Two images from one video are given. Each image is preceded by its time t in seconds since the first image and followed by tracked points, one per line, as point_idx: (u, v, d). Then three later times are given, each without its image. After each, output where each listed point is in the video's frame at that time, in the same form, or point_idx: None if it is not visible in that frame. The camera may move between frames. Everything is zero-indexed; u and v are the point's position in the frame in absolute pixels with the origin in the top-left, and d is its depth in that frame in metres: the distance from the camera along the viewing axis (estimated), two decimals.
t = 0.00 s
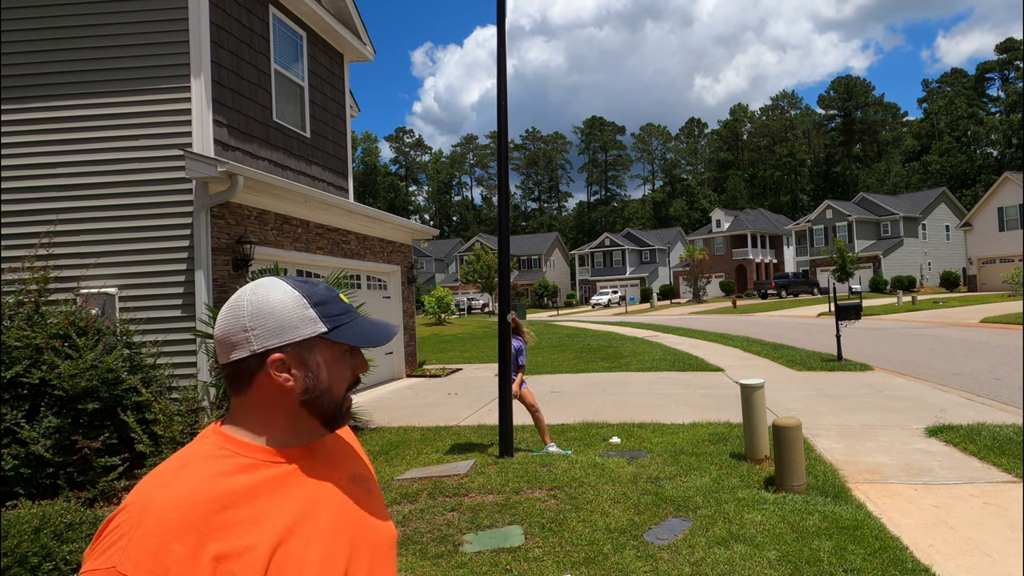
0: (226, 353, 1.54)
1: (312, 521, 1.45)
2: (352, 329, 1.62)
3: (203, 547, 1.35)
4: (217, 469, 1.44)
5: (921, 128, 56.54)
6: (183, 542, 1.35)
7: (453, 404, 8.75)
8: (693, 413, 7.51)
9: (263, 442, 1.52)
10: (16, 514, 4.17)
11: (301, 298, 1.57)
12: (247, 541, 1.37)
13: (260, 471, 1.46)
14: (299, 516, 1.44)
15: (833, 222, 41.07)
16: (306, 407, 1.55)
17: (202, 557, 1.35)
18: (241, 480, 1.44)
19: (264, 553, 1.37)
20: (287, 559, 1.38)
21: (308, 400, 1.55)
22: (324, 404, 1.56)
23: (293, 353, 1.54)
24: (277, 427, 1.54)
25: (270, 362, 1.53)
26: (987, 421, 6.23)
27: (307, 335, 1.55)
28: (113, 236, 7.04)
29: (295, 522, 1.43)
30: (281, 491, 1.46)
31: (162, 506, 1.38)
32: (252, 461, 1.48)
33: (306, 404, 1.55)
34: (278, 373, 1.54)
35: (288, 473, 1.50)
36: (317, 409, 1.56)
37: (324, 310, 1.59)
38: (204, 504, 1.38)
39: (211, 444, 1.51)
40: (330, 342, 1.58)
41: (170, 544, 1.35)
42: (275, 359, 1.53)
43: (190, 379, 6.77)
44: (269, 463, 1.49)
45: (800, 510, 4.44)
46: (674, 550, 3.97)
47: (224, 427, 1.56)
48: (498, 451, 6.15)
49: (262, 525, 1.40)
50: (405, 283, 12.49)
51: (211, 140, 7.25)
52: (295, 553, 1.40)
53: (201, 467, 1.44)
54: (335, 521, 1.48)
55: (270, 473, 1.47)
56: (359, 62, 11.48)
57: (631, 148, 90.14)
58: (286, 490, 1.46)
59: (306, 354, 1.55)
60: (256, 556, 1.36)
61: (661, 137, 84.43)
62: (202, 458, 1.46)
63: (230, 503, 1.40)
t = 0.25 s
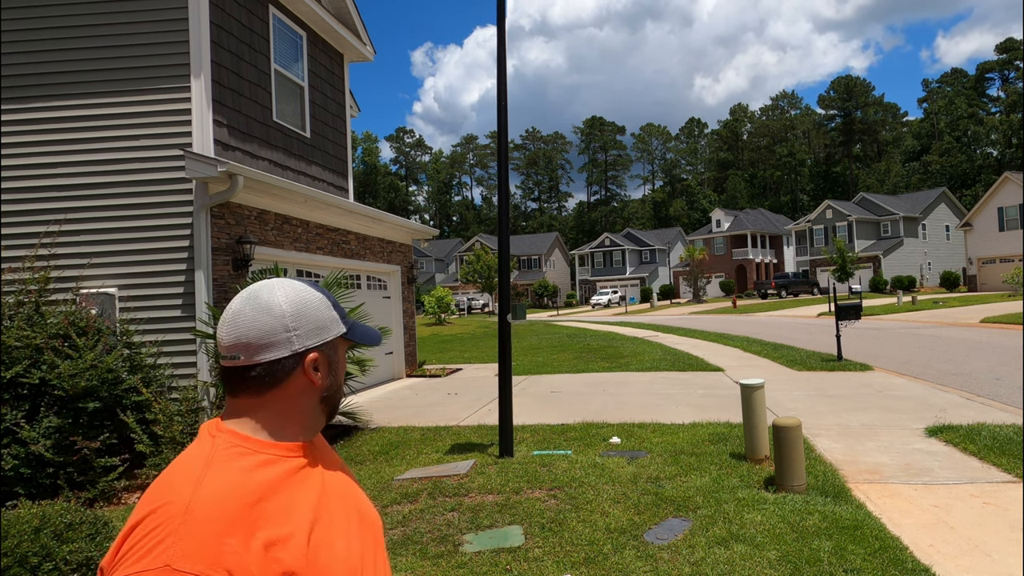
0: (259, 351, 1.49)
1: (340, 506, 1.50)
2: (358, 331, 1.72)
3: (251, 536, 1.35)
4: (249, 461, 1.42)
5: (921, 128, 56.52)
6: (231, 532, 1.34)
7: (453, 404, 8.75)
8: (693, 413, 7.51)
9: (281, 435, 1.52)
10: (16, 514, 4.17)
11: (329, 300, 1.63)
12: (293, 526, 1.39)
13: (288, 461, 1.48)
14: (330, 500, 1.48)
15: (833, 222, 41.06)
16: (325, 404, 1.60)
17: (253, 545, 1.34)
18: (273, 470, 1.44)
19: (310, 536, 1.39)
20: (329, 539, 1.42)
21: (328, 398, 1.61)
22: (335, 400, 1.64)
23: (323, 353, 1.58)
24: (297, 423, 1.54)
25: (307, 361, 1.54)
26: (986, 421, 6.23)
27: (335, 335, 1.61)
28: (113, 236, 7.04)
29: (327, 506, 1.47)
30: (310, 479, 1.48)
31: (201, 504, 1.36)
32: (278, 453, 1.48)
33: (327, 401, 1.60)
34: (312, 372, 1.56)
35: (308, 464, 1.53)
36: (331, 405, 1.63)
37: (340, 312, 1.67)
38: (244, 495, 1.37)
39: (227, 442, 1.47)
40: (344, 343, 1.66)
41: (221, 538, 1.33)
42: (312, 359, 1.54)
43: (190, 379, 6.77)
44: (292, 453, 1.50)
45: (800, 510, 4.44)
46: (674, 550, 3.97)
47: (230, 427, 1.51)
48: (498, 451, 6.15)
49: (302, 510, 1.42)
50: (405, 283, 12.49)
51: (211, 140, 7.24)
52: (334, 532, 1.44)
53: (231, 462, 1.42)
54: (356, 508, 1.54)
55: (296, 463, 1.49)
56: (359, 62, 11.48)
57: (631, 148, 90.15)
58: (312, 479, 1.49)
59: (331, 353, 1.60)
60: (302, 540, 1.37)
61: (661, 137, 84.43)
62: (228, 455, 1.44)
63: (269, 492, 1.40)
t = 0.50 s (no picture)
0: (224, 351, 1.51)
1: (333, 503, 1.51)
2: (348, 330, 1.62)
3: (249, 537, 1.36)
4: (243, 462, 1.43)
5: (921, 128, 56.52)
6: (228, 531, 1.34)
7: (453, 404, 8.76)
8: (694, 413, 7.51)
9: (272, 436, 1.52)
10: (16, 514, 4.17)
11: (305, 298, 1.56)
12: (289, 524, 1.40)
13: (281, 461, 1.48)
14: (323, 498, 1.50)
15: (833, 222, 41.07)
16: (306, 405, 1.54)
17: (250, 544, 1.35)
18: (269, 469, 1.45)
19: (305, 534, 1.40)
20: (323, 539, 1.43)
21: (307, 400, 1.55)
22: (320, 402, 1.57)
23: (293, 352, 1.53)
24: (278, 424, 1.53)
25: (270, 361, 1.51)
26: (986, 420, 6.23)
27: (309, 335, 1.54)
28: (113, 236, 7.04)
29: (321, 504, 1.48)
30: (303, 479, 1.49)
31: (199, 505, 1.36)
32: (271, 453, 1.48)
33: (305, 402, 1.54)
34: (278, 373, 1.52)
35: (301, 463, 1.54)
36: (314, 407, 1.56)
37: (324, 310, 1.59)
38: (241, 496, 1.38)
39: (221, 443, 1.47)
40: (327, 343, 1.58)
41: (218, 539, 1.34)
42: (276, 359, 1.51)
43: (190, 379, 6.77)
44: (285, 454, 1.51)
45: (800, 510, 4.44)
46: (674, 550, 3.97)
47: (222, 428, 1.51)
48: (498, 451, 6.15)
49: (298, 509, 1.43)
50: (405, 283, 12.49)
51: (211, 140, 7.25)
52: (328, 530, 1.45)
53: (225, 462, 1.42)
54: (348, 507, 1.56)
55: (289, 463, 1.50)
56: (359, 62, 11.47)
57: (631, 148, 90.18)
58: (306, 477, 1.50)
59: (306, 353, 1.54)
60: (298, 538, 1.39)
61: (661, 137, 84.43)
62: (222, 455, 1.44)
63: (265, 492, 1.40)
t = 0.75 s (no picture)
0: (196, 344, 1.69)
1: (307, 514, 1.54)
2: (279, 333, 1.55)
3: (218, 537, 1.37)
4: (222, 464, 1.46)
5: (921, 128, 56.52)
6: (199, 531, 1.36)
7: (453, 404, 8.76)
8: (693, 413, 7.51)
9: (252, 441, 1.55)
10: (16, 514, 4.17)
11: (240, 297, 1.59)
12: (259, 531, 1.42)
13: (260, 467, 1.52)
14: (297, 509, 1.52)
15: (833, 222, 41.09)
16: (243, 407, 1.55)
17: (219, 546, 1.37)
18: (246, 474, 1.48)
19: (275, 542, 1.43)
20: (293, 549, 1.45)
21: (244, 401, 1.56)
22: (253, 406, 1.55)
23: (229, 353, 1.58)
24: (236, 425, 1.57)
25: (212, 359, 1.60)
26: (987, 421, 6.22)
27: (235, 334, 1.56)
28: (113, 236, 7.04)
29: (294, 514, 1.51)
30: (279, 487, 1.52)
31: (172, 502, 1.37)
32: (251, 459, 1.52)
33: (240, 404, 1.55)
34: (219, 371, 1.59)
35: (282, 471, 1.56)
36: (249, 411, 1.54)
37: (256, 309, 1.57)
38: (217, 497, 1.40)
39: (207, 442, 1.51)
40: (255, 345, 1.55)
41: (184, 538, 1.35)
42: (216, 357, 1.59)
43: (190, 379, 6.77)
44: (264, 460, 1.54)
45: (800, 510, 4.44)
46: (674, 550, 3.97)
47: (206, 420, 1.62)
48: (498, 451, 6.15)
49: (271, 516, 1.45)
50: (405, 283, 12.49)
51: (211, 140, 7.25)
52: (299, 540, 1.48)
53: (206, 462, 1.45)
54: (321, 521, 1.57)
55: (267, 470, 1.53)
56: (359, 62, 11.48)
57: (631, 148, 90.17)
58: (283, 486, 1.54)
59: (238, 353, 1.56)
60: (268, 546, 1.41)
61: (661, 137, 84.42)
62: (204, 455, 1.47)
63: (240, 496, 1.43)
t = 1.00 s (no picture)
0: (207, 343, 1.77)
1: (295, 523, 1.52)
2: (272, 334, 1.59)
3: (189, 540, 1.39)
4: (210, 464, 1.48)
5: (921, 128, 56.52)
6: (175, 531, 1.38)
7: (453, 404, 8.76)
8: (693, 413, 7.51)
9: (249, 441, 1.57)
10: (16, 514, 4.17)
11: (237, 299, 1.64)
12: (234, 537, 1.42)
13: (250, 471, 1.52)
14: (282, 515, 1.51)
15: (833, 222, 41.09)
16: (241, 408, 1.59)
17: (190, 549, 1.38)
18: (232, 477, 1.49)
19: (248, 552, 1.42)
20: (269, 559, 1.43)
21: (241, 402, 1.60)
22: (250, 407, 1.59)
23: (229, 354, 1.64)
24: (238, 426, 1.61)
25: (217, 360, 1.66)
26: (987, 421, 6.22)
27: (233, 335, 1.62)
28: (113, 236, 7.04)
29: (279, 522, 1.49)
30: (265, 492, 1.52)
31: (153, 499, 1.41)
32: (242, 462, 1.53)
33: (238, 406, 1.59)
34: (222, 371, 1.66)
35: (273, 475, 1.56)
36: (246, 412, 1.58)
37: (252, 311, 1.61)
38: (196, 499, 1.42)
39: (204, 441, 1.55)
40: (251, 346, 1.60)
41: (156, 537, 1.37)
42: (219, 357, 1.66)
43: (190, 379, 6.77)
44: (255, 464, 1.54)
45: (800, 510, 4.44)
46: (674, 550, 3.97)
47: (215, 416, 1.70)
48: (498, 451, 6.15)
49: (250, 523, 1.45)
50: (405, 283, 12.49)
51: (211, 140, 7.25)
52: (279, 550, 1.46)
53: (196, 460, 1.49)
54: (311, 529, 1.54)
55: (256, 473, 1.53)
56: (359, 62, 11.47)
57: (631, 148, 90.13)
58: (273, 491, 1.53)
59: (236, 354, 1.61)
60: (239, 554, 1.40)
61: (661, 137, 84.43)
62: (198, 452, 1.51)
63: (221, 499, 1.45)
